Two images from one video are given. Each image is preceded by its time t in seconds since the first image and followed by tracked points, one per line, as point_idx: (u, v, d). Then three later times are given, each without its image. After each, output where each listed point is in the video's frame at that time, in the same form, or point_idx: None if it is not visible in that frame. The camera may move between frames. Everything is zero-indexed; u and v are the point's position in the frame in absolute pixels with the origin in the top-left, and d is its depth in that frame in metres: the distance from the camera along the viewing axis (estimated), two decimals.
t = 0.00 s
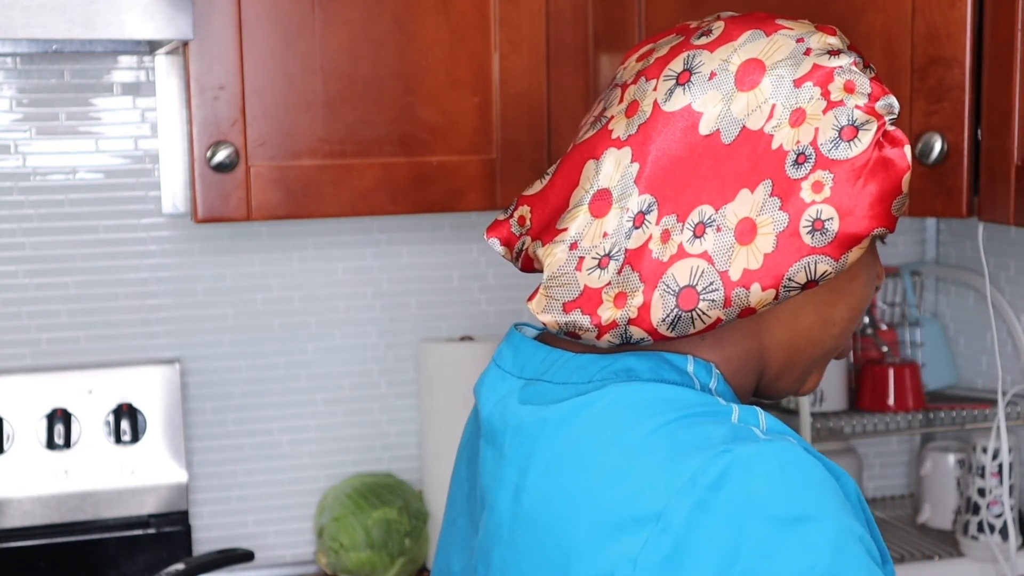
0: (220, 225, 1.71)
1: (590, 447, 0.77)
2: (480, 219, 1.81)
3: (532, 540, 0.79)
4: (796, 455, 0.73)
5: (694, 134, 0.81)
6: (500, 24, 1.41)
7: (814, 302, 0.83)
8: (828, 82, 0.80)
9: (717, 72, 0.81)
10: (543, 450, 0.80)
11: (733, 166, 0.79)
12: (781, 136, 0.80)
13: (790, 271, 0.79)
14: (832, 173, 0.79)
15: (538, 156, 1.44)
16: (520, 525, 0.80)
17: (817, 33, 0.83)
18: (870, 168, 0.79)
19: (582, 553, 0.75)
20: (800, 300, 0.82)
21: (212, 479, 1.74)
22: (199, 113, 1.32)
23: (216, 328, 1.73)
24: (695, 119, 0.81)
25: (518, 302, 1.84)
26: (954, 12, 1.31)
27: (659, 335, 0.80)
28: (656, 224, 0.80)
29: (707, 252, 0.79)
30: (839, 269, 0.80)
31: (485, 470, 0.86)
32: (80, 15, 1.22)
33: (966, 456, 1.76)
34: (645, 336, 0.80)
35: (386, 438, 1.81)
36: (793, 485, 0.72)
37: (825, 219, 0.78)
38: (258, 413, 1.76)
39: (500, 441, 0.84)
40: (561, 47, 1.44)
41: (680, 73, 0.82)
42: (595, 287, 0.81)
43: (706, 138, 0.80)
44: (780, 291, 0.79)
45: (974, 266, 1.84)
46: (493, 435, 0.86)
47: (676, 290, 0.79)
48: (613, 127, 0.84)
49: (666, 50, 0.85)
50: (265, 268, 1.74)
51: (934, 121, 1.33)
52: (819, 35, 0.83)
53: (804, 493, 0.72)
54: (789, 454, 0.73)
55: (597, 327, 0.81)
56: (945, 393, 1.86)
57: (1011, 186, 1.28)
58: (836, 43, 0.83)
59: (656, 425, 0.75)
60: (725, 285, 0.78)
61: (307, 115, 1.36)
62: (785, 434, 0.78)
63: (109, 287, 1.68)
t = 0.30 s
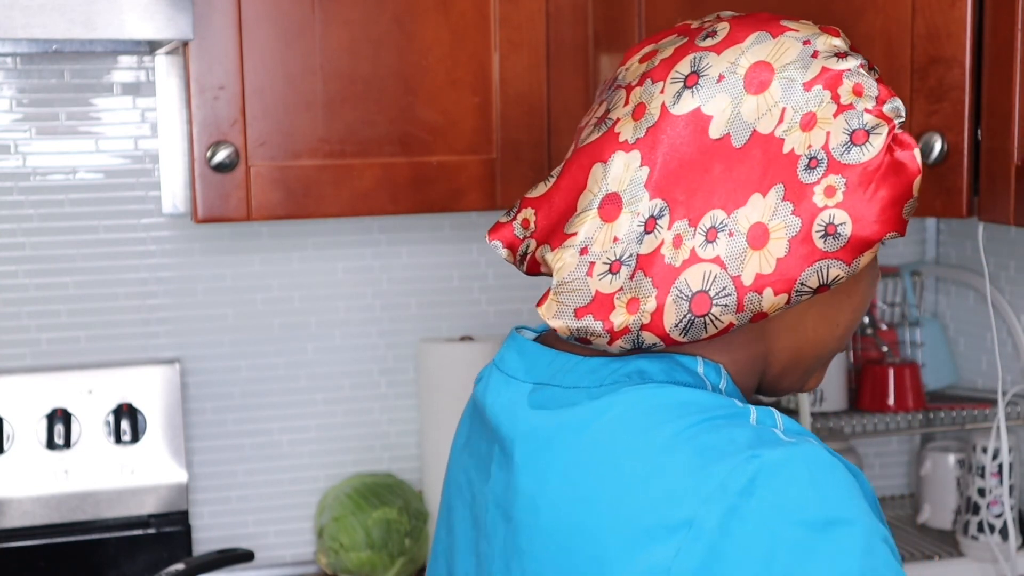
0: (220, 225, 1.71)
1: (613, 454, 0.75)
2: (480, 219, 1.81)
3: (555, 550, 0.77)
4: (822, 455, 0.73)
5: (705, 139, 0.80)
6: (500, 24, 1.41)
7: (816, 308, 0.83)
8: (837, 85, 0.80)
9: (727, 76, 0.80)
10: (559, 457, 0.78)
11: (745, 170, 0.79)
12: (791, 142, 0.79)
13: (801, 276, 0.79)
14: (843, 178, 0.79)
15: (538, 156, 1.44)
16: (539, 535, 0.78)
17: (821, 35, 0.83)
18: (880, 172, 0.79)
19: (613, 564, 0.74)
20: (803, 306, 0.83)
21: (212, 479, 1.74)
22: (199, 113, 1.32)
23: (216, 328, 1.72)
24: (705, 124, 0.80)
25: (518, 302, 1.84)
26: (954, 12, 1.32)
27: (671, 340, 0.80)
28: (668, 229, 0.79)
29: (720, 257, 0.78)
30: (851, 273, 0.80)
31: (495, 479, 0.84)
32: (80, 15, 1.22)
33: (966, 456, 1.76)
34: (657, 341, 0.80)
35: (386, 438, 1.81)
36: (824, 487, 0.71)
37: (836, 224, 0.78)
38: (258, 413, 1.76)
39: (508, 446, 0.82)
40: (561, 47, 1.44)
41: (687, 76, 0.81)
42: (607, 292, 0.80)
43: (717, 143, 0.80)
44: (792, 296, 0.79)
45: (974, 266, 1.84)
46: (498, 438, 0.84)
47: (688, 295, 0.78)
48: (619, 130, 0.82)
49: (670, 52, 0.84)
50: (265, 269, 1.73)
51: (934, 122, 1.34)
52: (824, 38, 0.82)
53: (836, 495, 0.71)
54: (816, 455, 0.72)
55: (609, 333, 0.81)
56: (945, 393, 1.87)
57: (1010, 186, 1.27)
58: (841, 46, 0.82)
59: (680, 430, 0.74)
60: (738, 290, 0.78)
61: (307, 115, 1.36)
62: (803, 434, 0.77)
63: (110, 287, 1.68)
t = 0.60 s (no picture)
0: (220, 225, 1.71)
1: (633, 456, 0.74)
2: (480, 219, 1.81)
3: (576, 555, 0.76)
4: (840, 450, 0.73)
5: (716, 137, 0.79)
6: (500, 24, 1.41)
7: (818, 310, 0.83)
8: (850, 88, 0.80)
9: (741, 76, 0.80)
10: (575, 460, 0.76)
11: (756, 170, 0.79)
12: (802, 143, 0.79)
13: (805, 277, 0.79)
14: (853, 180, 0.79)
15: (539, 155, 1.44)
16: (558, 540, 0.77)
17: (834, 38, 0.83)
18: (890, 176, 0.80)
19: (642, 567, 0.73)
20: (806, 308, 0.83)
21: (212, 479, 1.74)
22: (199, 113, 1.32)
23: (216, 328, 1.73)
24: (716, 122, 0.80)
25: (518, 302, 1.84)
26: (953, 12, 1.31)
27: (675, 337, 0.80)
28: (677, 225, 0.78)
29: (726, 255, 0.78)
30: (856, 276, 0.80)
31: (504, 484, 0.82)
32: (80, 15, 1.22)
33: (966, 456, 1.76)
34: (661, 337, 0.80)
35: (386, 438, 1.81)
36: (846, 482, 0.72)
37: (845, 226, 0.79)
38: (257, 413, 1.76)
39: (518, 451, 0.80)
40: (561, 47, 1.44)
41: (700, 73, 0.81)
42: (612, 286, 0.80)
43: (728, 142, 0.79)
44: (797, 297, 0.79)
45: (974, 266, 1.84)
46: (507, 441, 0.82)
47: (694, 293, 0.78)
48: (629, 125, 0.81)
49: (682, 49, 0.83)
50: (265, 269, 1.74)
51: (934, 121, 1.33)
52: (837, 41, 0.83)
53: (858, 490, 0.72)
54: (834, 450, 0.73)
55: (613, 327, 0.80)
56: (945, 393, 1.86)
57: (1010, 186, 1.27)
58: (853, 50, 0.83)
59: (700, 430, 0.73)
60: (743, 289, 0.78)
61: (307, 115, 1.36)
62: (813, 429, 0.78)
63: (109, 287, 1.68)
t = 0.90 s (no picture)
0: (220, 225, 1.71)
1: (634, 456, 0.74)
2: (480, 219, 1.81)
3: (578, 555, 0.75)
4: (840, 448, 0.73)
5: (720, 135, 0.79)
6: (500, 24, 1.41)
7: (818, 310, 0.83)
8: (855, 89, 0.80)
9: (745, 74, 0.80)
10: (576, 461, 0.76)
11: (759, 168, 0.79)
12: (806, 141, 0.79)
13: (807, 276, 0.79)
14: (856, 180, 0.79)
15: (539, 156, 1.44)
16: (560, 541, 0.76)
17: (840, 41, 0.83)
18: (891, 178, 0.80)
19: (644, 566, 0.73)
20: (805, 308, 0.82)
21: (212, 479, 1.74)
22: (199, 113, 1.32)
23: (216, 328, 1.73)
24: (720, 119, 0.79)
25: (517, 303, 1.84)
26: (954, 12, 1.30)
27: (675, 333, 0.80)
28: (679, 221, 0.78)
29: (729, 252, 0.78)
30: (857, 277, 0.81)
31: (503, 485, 0.82)
32: (80, 15, 1.22)
33: (966, 456, 1.76)
34: (661, 333, 0.80)
35: (386, 438, 1.81)
36: (847, 479, 0.72)
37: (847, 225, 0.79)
38: (257, 413, 1.76)
39: (517, 451, 0.80)
40: (561, 46, 1.45)
41: (705, 71, 0.80)
42: (613, 281, 0.80)
43: (732, 139, 0.79)
44: (798, 296, 0.79)
45: (974, 266, 1.84)
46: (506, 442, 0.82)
47: (695, 289, 0.78)
48: (634, 121, 0.81)
49: (687, 48, 0.83)
50: (265, 269, 1.74)
51: (934, 121, 1.33)
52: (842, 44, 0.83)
53: (859, 487, 0.72)
54: (835, 446, 0.73)
55: (613, 322, 0.80)
56: (945, 393, 1.86)
57: (1010, 187, 1.27)
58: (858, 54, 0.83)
59: (701, 429, 0.73)
60: (745, 287, 0.78)
61: (307, 115, 1.36)
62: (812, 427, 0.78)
63: (109, 287, 1.68)
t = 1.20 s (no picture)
0: (220, 225, 1.71)
1: (629, 455, 0.74)
2: (480, 219, 1.81)
3: (576, 555, 0.75)
4: (836, 444, 0.73)
5: (722, 132, 0.79)
6: (500, 24, 1.41)
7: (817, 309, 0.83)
8: (857, 87, 0.80)
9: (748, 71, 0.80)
10: (571, 460, 0.76)
11: (761, 165, 0.79)
12: (807, 139, 0.79)
13: (808, 273, 0.79)
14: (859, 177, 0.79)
15: (538, 156, 1.44)
16: (557, 541, 0.76)
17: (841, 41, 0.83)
18: (893, 177, 0.80)
19: (643, 565, 0.73)
20: (804, 308, 0.82)
21: (212, 479, 1.74)
22: (199, 113, 1.32)
23: (216, 328, 1.73)
24: (723, 116, 0.79)
25: (517, 303, 1.84)
26: (954, 12, 1.30)
27: (675, 328, 0.80)
28: (682, 215, 0.78)
29: (730, 248, 0.78)
30: (858, 275, 0.81)
31: (498, 486, 0.82)
32: (80, 15, 1.22)
33: (966, 456, 1.76)
34: (661, 328, 0.80)
35: (386, 438, 1.81)
36: (844, 475, 0.72)
37: (848, 222, 0.79)
38: (257, 413, 1.76)
39: (511, 451, 0.80)
40: (560, 46, 1.44)
41: (707, 68, 0.80)
42: (614, 275, 0.79)
43: (735, 136, 0.79)
44: (799, 293, 0.80)
45: (974, 266, 1.84)
46: (501, 442, 0.82)
47: (697, 285, 0.78)
48: (635, 116, 0.81)
49: (689, 45, 0.83)
50: (265, 269, 1.73)
51: (934, 121, 1.33)
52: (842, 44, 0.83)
53: (856, 482, 0.72)
54: (831, 442, 0.73)
55: (614, 316, 0.80)
56: (945, 393, 1.86)
57: (1010, 186, 1.27)
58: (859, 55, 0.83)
59: (696, 428, 0.73)
60: (746, 283, 0.78)
61: (307, 115, 1.36)
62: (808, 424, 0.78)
63: (109, 287, 1.68)
